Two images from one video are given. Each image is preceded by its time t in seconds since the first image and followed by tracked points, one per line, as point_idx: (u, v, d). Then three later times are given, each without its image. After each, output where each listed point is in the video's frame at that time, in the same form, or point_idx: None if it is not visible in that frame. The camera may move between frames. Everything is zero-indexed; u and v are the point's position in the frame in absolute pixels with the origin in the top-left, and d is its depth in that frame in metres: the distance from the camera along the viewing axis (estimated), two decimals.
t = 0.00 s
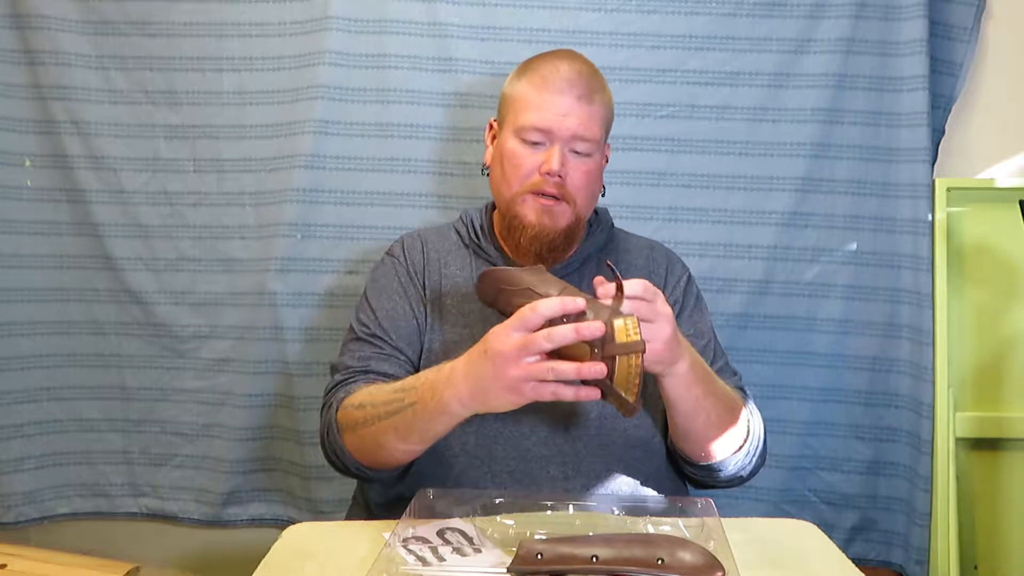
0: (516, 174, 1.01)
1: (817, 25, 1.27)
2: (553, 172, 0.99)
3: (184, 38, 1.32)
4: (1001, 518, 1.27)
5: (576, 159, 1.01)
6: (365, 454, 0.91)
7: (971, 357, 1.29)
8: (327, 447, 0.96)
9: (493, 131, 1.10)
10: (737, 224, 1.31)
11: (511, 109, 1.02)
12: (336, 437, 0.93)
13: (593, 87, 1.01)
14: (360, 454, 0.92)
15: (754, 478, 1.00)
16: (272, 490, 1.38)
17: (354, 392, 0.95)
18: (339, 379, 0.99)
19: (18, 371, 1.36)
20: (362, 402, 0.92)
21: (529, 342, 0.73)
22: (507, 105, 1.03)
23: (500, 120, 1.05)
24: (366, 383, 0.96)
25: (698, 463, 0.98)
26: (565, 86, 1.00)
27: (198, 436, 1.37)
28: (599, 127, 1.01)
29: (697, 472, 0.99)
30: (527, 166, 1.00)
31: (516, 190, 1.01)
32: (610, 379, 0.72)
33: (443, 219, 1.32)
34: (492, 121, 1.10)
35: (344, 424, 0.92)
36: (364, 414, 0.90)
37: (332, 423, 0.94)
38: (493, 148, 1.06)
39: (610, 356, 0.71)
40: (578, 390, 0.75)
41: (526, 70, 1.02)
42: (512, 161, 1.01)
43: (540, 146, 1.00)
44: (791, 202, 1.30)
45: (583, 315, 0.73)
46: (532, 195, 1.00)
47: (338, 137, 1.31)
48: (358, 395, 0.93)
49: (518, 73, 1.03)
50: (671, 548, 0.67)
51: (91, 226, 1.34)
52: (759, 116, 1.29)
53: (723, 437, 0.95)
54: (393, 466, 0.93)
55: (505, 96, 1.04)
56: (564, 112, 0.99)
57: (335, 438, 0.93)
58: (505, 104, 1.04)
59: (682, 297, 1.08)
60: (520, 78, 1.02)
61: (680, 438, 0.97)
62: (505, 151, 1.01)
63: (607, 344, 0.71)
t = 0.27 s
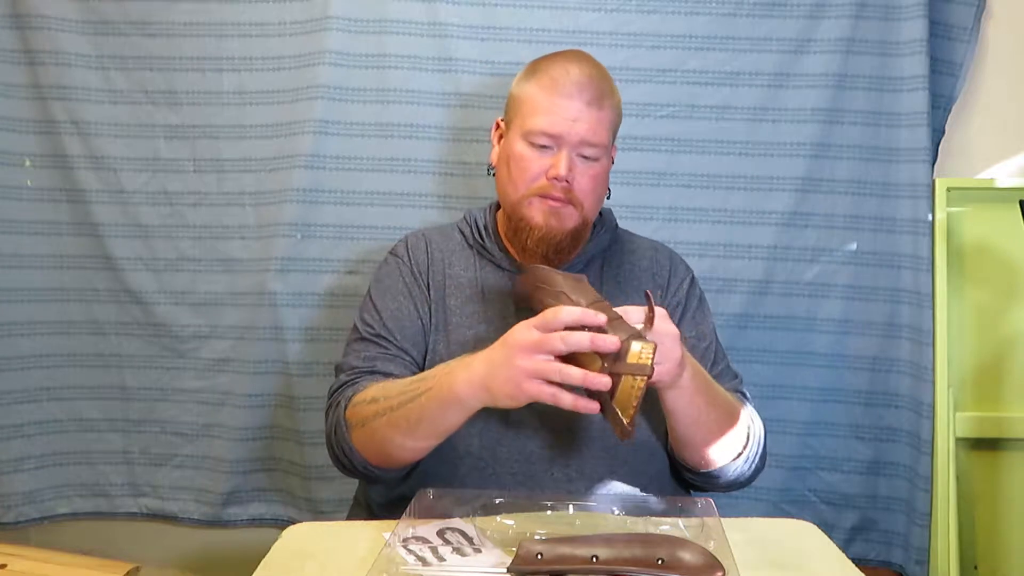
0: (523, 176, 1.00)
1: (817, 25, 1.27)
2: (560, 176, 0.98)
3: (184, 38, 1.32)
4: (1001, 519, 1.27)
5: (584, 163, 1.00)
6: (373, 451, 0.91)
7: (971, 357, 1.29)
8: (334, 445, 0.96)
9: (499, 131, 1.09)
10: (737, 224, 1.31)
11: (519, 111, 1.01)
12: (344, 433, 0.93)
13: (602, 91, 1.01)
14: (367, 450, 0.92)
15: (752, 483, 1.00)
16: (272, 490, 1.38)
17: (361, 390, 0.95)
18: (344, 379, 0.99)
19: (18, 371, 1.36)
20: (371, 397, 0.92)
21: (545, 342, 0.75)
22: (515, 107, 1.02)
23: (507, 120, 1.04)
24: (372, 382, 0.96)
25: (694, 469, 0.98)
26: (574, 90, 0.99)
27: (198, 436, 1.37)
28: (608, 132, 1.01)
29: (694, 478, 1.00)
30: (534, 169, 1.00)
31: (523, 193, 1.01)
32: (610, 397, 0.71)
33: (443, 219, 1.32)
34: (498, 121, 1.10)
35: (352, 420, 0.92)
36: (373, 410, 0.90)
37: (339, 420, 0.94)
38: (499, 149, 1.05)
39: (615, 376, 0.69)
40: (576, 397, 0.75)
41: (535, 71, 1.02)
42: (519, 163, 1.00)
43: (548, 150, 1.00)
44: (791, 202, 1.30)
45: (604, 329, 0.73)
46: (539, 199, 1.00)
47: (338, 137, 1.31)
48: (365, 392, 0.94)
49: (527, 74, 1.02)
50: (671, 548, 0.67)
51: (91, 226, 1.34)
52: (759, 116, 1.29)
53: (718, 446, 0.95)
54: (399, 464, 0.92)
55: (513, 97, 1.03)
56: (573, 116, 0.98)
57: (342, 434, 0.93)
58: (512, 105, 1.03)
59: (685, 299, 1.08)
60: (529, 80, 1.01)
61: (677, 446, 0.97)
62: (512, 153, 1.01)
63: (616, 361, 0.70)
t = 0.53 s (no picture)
0: (525, 178, 1.00)
1: (817, 24, 1.27)
2: (563, 178, 0.98)
3: (184, 38, 1.32)
4: (1002, 519, 1.27)
5: (586, 165, 1.00)
6: (377, 452, 0.91)
7: (971, 357, 1.29)
8: (338, 446, 0.95)
9: (501, 130, 1.09)
10: (737, 224, 1.31)
11: (522, 112, 1.01)
12: (348, 434, 0.93)
13: (606, 93, 1.01)
14: (371, 450, 0.92)
15: (754, 484, 1.00)
16: (272, 490, 1.38)
17: (365, 390, 0.95)
18: (346, 382, 0.99)
19: (18, 371, 1.36)
20: (374, 398, 0.92)
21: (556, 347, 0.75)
22: (518, 108, 1.02)
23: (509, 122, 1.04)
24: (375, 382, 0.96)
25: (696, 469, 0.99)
26: (577, 92, 0.99)
27: (198, 436, 1.37)
28: (610, 135, 1.01)
29: (696, 478, 1.00)
30: (536, 171, 1.00)
31: (525, 194, 1.01)
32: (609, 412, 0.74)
33: (443, 219, 1.32)
34: (500, 121, 1.09)
35: (354, 420, 0.92)
36: (376, 410, 0.90)
37: (343, 421, 0.94)
38: (501, 150, 1.05)
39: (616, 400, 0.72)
40: (578, 402, 0.74)
41: (538, 73, 1.01)
42: (521, 165, 1.00)
43: (550, 152, 0.99)
44: (791, 202, 1.30)
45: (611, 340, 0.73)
46: (541, 200, 1.00)
47: (338, 137, 1.31)
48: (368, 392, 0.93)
49: (530, 76, 1.02)
50: (672, 548, 0.68)
51: (90, 226, 1.34)
52: (759, 116, 1.29)
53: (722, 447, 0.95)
54: (404, 464, 0.92)
55: (516, 99, 1.03)
56: (576, 118, 0.98)
57: (346, 435, 0.93)
58: (515, 106, 1.02)
59: (686, 301, 1.08)
60: (532, 81, 1.01)
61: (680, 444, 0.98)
62: (514, 154, 1.01)
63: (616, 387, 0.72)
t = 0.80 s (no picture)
0: (525, 180, 1.00)
1: (817, 24, 1.27)
2: (563, 180, 0.98)
3: (183, 37, 1.31)
4: (1002, 518, 1.27)
5: (586, 167, 1.00)
6: (376, 455, 0.91)
7: (971, 357, 1.29)
8: (337, 449, 0.95)
9: (501, 131, 1.09)
10: (737, 224, 1.31)
11: (522, 114, 1.01)
12: (347, 438, 0.93)
13: (606, 95, 1.01)
14: (370, 455, 0.92)
15: (754, 485, 1.00)
16: (272, 490, 1.38)
17: (365, 393, 0.95)
18: (346, 385, 0.99)
19: (18, 371, 1.36)
20: (373, 402, 0.92)
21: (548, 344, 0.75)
22: (518, 109, 1.02)
23: (509, 123, 1.04)
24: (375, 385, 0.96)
25: (695, 473, 0.99)
26: (578, 94, 0.99)
27: (198, 436, 1.37)
28: (610, 136, 1.01)
29: (695, 481, 1.00)
30: (537, 173, 1.00)
31: (525, 195, 1.01)
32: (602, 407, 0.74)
33: (443, 219, 1.32)
34: (499, 122, 1.09)
35: (354, 424, 0.92)
36: (375, 414, 0.90)
37: (342, 425, 0.94)
38: (501, 151, 1.05)
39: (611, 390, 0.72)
40: (575, 400, 0.74)
41: (538, 74, 1.01)
42: (521, 166, 1.00)
43: (550, 153, 0.99)
44: (791, 202, 1.30)
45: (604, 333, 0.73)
46: (541, 202, 1.00)
47: (338, 137, 1.31)
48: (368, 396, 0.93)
49: (530, 77, 1.02)
50: (672, 548, 0.68)
51: (90, 226, 1.34)
52: (759, 116, 1.29)
53: (720, 451, 0.95)
54: (402, 468, 0.92)
55: (516, 100, 1.03)
56: (576, 120, 0.98)
57: (345, 439, 0.93)
58: (515, 107, 1.02)
59: (687, 302, 1.09)
60: (532, 83, 1.01)
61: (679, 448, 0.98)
62: (514, 155, 1.01)
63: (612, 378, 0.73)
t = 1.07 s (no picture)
0: (525, 180, 1.00)
1: (817, 24, 1.27)
2: (563, 180, 0.98)
3: (183, 37, 1.31)
4: (1001, 518, 1.27)
5: (586, 167, 1.00)
6: (378, 455, 0.91)
7: (971, 357, 1.29)
8: (338, 450, 0.95)
9: (500, 131, 1.09)
10: (737, 224, 1.31)
11: (521, 114, 1.01)
12: (349, 438, 0.93)
13: (605, 95, 1.01)
14: (372, 454, 0.92)
15: (752, 484, 1.00)
16: (272, 490, 1.38)
17: (365, 393, 0.95)
18: (345, 385, 0.99)
19: (18, 371, 1.36)
20: (375, 401, 0.92)
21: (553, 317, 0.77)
22: (517, 109, 1.02)
23: (508, 123, 1.04)
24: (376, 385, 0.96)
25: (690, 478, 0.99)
26: (578, 94, 0.99)
27: (198, 436, 1.37)
28: (610, 137, 1.01)
29: (692, 486, 1.00)
30: (536, 173, 1.00)
31: (524, 196, 1.01)
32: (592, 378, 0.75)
33: (443, 219, 1.32)
34: (498, 122, 1.09)
35: (356, 423, 0.92)
36: (378, 412, 0.90)
37: (343, 425, 0.94)
38: (500, 151, 1.05)
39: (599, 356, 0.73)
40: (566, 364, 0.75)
41: (538, 74, 1.01)
42: (521, 167, 1.00)
43: (550, 153, 0.99)
44: (791, 202, 1.30)
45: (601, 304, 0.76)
46: (541, 202, 1.00)
47: (338, 137, 1.31)
48: (369, 395, 0.93)
49: (529, 78, 1.02)
50: (672, 547, 0.67)
51: (90, 226, 1.34)
52: (759, 116, 1.29)
53: (712, 455, 0.95)
54: (404, 467, 0.92)
55: (515, 100, 1.02)
56: (576, 120, 0.98)
57: (347, 439, 0.93)
58: (514, 107, 1.02)
59: (686, 303, 1.09)
60: (532, 83, 1.01)
61: (671, 454, 0.98)
62: (514, 155, 1.01)
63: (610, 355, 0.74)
